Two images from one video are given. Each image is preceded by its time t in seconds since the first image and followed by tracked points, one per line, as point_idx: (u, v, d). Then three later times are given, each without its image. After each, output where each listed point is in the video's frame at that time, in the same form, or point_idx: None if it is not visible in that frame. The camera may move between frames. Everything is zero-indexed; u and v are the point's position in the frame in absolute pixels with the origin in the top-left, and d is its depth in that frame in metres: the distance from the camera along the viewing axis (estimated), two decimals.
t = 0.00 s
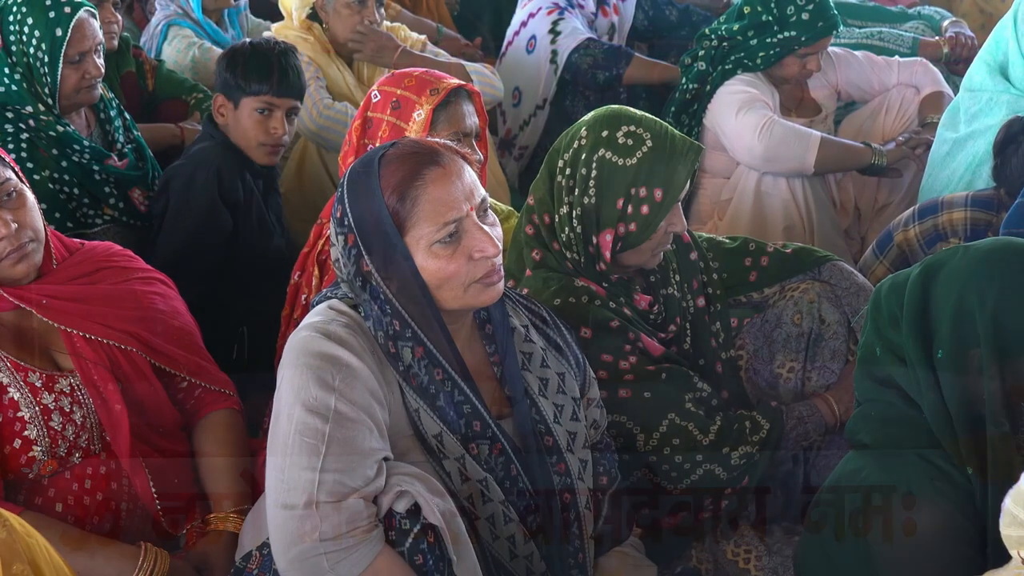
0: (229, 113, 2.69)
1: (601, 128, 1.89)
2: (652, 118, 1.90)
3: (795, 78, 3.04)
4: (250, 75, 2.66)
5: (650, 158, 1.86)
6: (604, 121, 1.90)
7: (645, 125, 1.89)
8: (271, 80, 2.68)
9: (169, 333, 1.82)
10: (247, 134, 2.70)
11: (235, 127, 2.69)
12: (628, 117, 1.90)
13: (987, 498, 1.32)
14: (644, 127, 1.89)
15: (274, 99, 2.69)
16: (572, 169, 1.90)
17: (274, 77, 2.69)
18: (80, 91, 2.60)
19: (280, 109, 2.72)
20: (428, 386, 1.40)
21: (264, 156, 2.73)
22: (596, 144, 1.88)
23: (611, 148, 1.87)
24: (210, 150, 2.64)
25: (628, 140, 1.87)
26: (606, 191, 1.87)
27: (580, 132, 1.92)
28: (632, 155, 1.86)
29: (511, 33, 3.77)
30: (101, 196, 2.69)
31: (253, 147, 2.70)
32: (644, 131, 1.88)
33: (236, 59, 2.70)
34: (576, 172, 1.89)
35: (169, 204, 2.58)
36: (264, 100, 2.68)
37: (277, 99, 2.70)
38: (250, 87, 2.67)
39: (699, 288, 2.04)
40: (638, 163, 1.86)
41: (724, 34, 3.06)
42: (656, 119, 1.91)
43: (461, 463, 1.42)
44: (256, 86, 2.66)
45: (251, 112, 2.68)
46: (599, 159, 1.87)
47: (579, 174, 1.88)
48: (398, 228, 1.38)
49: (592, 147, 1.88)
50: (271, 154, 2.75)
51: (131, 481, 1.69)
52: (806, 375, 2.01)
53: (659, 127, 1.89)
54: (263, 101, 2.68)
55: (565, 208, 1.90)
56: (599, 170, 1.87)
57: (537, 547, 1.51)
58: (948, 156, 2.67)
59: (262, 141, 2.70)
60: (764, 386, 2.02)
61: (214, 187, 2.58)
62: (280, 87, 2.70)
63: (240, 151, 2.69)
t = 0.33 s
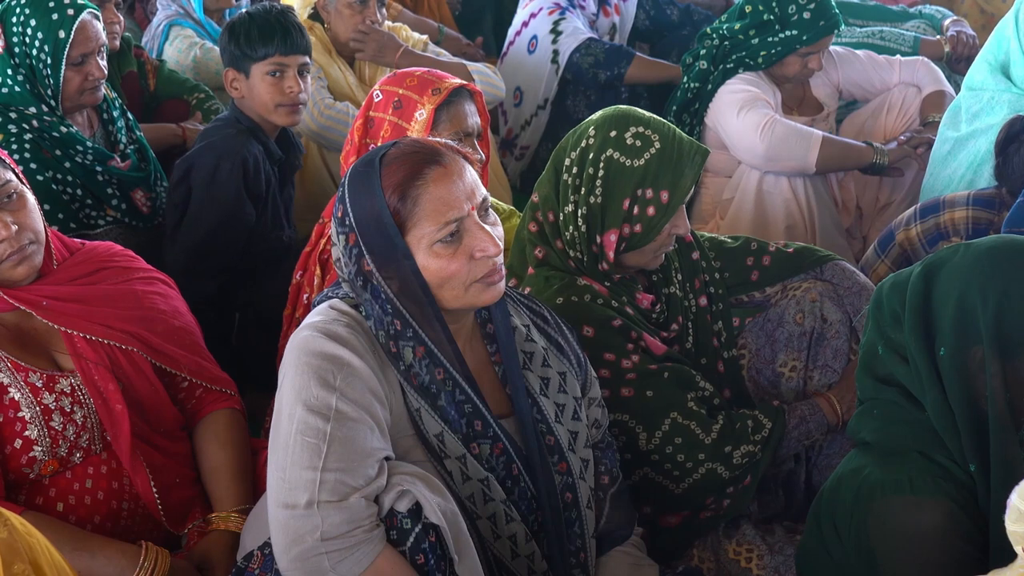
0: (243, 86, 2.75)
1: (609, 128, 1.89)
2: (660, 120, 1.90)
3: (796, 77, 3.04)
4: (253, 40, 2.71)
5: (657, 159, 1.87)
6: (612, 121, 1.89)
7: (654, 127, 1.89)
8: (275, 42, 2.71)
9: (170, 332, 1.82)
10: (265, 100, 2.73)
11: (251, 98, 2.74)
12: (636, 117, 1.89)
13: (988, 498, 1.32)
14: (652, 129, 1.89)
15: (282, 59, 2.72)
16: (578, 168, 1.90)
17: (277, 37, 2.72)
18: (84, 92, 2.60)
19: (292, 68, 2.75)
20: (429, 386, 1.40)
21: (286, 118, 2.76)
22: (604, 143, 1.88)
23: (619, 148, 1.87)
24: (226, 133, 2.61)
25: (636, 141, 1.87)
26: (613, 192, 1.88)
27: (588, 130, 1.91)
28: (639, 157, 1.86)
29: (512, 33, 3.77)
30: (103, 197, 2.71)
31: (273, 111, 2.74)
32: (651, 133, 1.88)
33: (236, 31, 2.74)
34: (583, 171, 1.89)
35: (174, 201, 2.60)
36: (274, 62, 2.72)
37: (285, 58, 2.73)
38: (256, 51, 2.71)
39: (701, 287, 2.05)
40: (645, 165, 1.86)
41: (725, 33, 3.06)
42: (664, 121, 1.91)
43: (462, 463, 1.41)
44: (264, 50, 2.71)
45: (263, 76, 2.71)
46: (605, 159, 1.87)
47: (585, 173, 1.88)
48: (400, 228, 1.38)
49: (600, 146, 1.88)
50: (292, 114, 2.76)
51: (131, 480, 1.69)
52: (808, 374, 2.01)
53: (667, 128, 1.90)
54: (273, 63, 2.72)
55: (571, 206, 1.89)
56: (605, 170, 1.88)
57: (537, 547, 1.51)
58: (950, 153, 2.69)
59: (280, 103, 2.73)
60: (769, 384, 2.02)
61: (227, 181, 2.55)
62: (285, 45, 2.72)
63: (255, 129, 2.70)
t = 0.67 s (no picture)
0: (229, 106, 2.75)
1: (624, 129, 1.89)
2: (674, 123, 1.91)
3: (797, 77, 3.04)
4: (237, 59, 2.73)
5: (670, 163, 1.88)
6: (627, 121, 1.89)
7: (668, 130, 1.90)
8: (261, 60, 2.73)
9: (171, 331, 1.82)
10: (252, 120, 2.73)
11: (238, 116, 2.74)
12: (651, 120, 1.90)
13: (989, 497, 1.32)
14: (667, 132, 1.89)
15: (269, 77, 2.74)
16: (590, 168, 1.89)
17: (264, 55, 2.74)
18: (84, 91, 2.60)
19: (280, 86, 2.76)
20: (428, 384, 1.39)
21: (277, 134, 2.76)
22: (618, 144, 1.88)
23: (633, 149, 1.88)
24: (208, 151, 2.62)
25: (651, 143, 1.88)
26: (624, 193, 1.88)
27: (602, 129, 1.90)
28: (653, 160, 1.87)
29: (512, 32, 3.77)
30: (104, 197, 2.71)
31: (262, 128, 2.74)
32: (667, 136, 1.89)
33: (220, 49, 2.76)
34: (595, 170, 1.89)
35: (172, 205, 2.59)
36: (261, 80, 2.73)
37: (272, 76, 2.75)
38: (242, 70, 2.73)
39: (703, 285, 2.05)
40: (659, 167, 1.87)
41: (726, 31, 3.05)
42: (678, 125, 1.92)
43: (462, 461, 1.41)
44: (249, 68, 2.73)
45: (251, 95, 2.72)
46: (620, 160, 1.87)
47: (597, 173, 1.88)
48: (399, 227, 1.38)
49: (614, 146, 1.88)
50: (282, 131, 2.76)
51: (131, 480, 1.69)
52: (810, 372, 2.00)
53: (681, 132, 1.91)
54: (260, 82, 2.73)
55: (580, 204, 1.89)
56: (619, 171, 1.88)
57: (537, 545, 1.51)
58: (951, 151, 2.70)
59: (270, 120, 2.73)
60: (770, 382, 2.03)
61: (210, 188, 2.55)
62: (272, 63, 2.74)
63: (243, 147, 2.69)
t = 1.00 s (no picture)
0: (205, 110, 2.73)
1: (624, 128, 1.89)
2: (675, 122, 1.91)
3: (799, 77, 3.03)
4: (210, 63, 2.72)
5: (672, 161, 1.87)
6: (628, 120, 1.89)
7: (668, 128, 1.90)
8: (236, 62, 2.74)
9: (173, 331, 1.82)
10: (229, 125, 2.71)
11: (215, 121, 2.72)
12: (651, 118, 1.90)
13: (991, 496, 1.32)
14: (667, 131, 1.89)
15: (246, 82, 2.74)
16: (591, 168, 1.89)
17: (237, 57, 2.74)
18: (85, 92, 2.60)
19: (255, 87, 2.77)
20: (430, 384, 1.40)
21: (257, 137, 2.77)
22: (619, 143, 1.88)
23: (635, 148, 1.87)
24: (177, 161, 2.59)
25: (652, 142, 1.88)
26: (625, 192, 1.87)
27: (602, 129, 1.90)
28: (653, 158, 1.87)
29: (512, 33, 3.77)
30: (104, 198, 2.71)
31: (243, 131, 2.74)
32: (667, 135, 1.89)
33: (189, 55, 2.75)
34: (597, 170, 1.89)
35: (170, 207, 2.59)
36: (237, 83, 2.73)
37: (247, 79, 2.75)
38: (217, 73, 2.72)
39: (705, 284, 2.05)
40: (659, 166, 1.87)
41: (727, 31, 3.04)
42: (679, 124, 1.92)
43: (464, 461, 1.41)
44: (224, 71, 2.72)
45: (228, 99, 2.71)
46: (621, 159, 1.87)
47: (598, 172, 1.88)
48: (400, 226, 1.38)
49: (615, 146, 1.87)
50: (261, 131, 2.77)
51: (134, 480, 1.69)
52: (813, 372, 2.00)
53: (681, 131, 1.91)
54: (236, 85, 2.73)
55: (581, 204, 1.89)
56: (620, 169, 1.87)
57: (539, 545, 1.51)
58: (953, 152, 2.70)
59: (250, 123, 2.74)
60: (773, 382, 2.03)
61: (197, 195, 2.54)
62: (246, 65, 2.75)
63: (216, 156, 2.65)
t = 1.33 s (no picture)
0: (174, 104, 2.72)
1: (617, 125, 1.89)
2: (668, 117, 1.91)
3: (800, 74, 3.03)
4: (176, 57, 2.70)
5: (664, 157, 1.87)
6: (621, 117, 1.90)
7: (662, 124, 1.90)
8: (199, 55, 2.69)
9: (176, 329, 1.82)
10: (200, 119, 2.67)
11: (185, 115, 2.69)
12: (644, 114, 1.90)
13: (993, 493, 1.32)
14: (660, 126, 1.89)
15: (208, 73, 2.70)
16: (586, 165, 1.90)
17: (200, 50, 2.70)
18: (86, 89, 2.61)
19: (221, 80, 2.72)
20: (433, 381, 1.40)
21: (226, 131, 2.71)
22: (612, 140, 1.88)
23: (627, 145, 1.88)
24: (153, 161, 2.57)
25: (645, 138, 1.88)
26: (619, 189, 1.88)
27: (595, 127, 1.91)
28: (647, 154, 1.87)
29: (513, 31, 3.77)
30: (107, 196, 2.71)
31: (211, 127, 2.68)
32: (660, 130, 1.89)
33: (158, 51, 2.74)
34: (591, 167, 1.89)
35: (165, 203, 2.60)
36: (202, 76, 2.69)
37: (212, 71, 2.71)
38: (181, 67, 2.69)
39: (705, 282, 2.05)
40: (653, 162, 1.87)
41: (729, 29, 3.05)
42: (671, 118, 1.92)
43: (467, 458, 1.41)
44: (188, 65, 2.69)
45: (194, 92, 2.68)
46: (614, 156, 1.88)
47: (592, 169, 1.89)
48: (402, 223, 1.38)
49: (608, 143, 1.88)
50: (231, 125, 2.71)
51: (137, 477, 1.69)
52: (813, 369, 2.00)
53: (674, 125, 1.91)
54: (200, 78, 2.69)
55: (577, 202, 1.89)
56: (613, 166, 1.88)
57: (542, 542, 1.51)
58: (953, 150, 2.70)
59: (216, 117, 2.68)
60: (774, 380, 2.03)
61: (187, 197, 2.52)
62: (209, 58, 2.70)
63: (196, 153, 2.64)
